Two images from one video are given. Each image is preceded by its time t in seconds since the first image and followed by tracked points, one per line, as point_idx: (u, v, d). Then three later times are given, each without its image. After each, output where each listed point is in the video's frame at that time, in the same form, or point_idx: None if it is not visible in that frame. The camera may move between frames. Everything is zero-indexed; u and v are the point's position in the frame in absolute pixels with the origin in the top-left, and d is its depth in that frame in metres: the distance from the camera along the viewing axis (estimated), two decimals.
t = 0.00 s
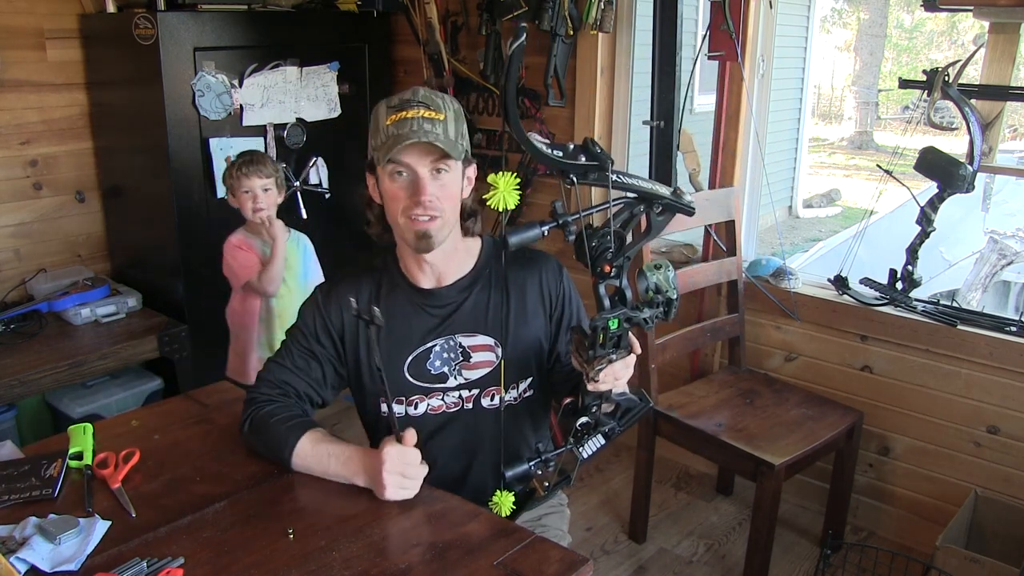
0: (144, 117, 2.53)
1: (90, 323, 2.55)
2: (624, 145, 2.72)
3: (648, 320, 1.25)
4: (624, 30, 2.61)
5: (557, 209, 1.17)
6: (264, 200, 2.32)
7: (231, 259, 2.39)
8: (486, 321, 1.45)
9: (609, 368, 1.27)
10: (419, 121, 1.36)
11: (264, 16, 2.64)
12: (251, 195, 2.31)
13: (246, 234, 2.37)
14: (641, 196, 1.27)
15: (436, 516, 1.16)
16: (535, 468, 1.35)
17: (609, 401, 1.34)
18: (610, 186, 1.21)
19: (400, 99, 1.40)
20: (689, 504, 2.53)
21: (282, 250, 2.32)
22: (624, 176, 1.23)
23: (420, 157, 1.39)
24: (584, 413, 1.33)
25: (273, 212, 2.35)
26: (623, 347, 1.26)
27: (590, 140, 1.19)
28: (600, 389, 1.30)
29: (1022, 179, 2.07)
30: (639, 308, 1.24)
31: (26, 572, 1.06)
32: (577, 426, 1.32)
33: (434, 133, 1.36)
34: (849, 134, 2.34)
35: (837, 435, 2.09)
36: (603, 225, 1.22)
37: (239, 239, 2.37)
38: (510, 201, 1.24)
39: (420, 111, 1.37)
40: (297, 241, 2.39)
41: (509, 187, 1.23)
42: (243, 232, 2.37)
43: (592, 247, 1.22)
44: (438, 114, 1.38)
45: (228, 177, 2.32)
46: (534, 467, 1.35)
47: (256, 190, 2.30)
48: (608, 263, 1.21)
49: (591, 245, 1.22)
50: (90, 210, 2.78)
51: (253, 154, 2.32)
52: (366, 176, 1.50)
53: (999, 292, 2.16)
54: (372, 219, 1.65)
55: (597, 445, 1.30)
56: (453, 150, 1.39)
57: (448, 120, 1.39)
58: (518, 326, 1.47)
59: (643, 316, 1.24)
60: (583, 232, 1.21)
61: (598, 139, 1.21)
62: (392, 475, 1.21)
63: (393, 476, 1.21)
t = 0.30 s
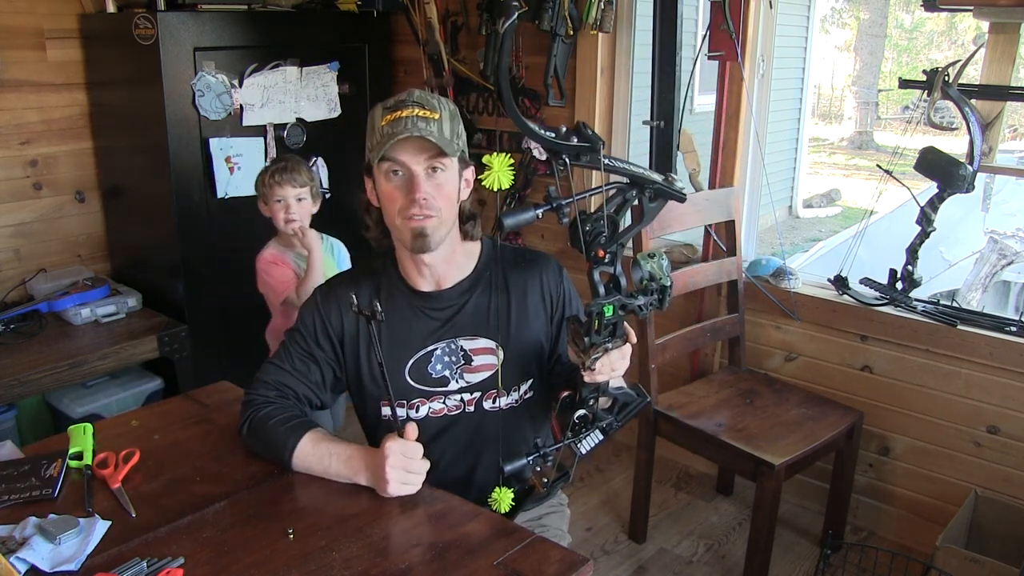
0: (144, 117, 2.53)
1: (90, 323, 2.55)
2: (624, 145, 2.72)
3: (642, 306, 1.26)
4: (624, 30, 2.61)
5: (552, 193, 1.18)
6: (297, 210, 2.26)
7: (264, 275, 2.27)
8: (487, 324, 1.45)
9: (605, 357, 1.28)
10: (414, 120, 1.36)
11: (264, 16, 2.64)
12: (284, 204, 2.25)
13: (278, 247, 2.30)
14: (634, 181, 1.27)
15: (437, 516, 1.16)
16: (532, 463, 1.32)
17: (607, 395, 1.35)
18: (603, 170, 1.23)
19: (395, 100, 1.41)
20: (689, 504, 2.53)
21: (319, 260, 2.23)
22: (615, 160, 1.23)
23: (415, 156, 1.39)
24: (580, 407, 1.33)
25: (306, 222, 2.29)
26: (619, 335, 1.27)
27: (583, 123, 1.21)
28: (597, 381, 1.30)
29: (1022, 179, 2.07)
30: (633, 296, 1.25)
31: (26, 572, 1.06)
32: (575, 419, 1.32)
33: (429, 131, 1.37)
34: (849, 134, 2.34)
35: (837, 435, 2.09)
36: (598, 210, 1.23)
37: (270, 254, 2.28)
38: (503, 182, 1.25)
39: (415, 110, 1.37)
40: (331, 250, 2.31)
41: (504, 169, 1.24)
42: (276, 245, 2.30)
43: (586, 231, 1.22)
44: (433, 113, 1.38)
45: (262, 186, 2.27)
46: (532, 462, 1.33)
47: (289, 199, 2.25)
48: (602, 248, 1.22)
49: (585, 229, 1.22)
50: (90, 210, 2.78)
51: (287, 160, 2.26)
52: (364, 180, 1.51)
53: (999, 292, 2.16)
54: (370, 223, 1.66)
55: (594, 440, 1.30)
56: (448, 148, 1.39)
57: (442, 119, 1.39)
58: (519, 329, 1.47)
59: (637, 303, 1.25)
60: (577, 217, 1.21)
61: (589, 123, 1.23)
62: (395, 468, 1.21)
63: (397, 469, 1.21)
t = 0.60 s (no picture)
0: (144, 117, 2.53)
1: (90, 323, 2.55)
2: (624, 145, 2.72)
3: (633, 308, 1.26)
4: (624, 30, 2.61)
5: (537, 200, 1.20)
6: (327, 212, 2.26)
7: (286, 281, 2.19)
8: (491, 324, 1.46)
9: (596, 361, 1.26)
10: (421, 121, 1.37)
11: (264, 16, 2.64)
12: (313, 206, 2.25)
13: (304, 252, 2.25)
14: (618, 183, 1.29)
15: (437, 516, 1.16)
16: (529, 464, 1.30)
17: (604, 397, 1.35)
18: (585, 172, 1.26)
19: (402, 101, 1.42)
20: (689, 504, 2.53)
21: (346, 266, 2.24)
22: (597, 163, 1.27)
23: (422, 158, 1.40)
24: (575, 409, 1.32)
25: (335, 226, 2.28)
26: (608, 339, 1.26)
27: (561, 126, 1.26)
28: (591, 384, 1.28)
29: (1021, 179, 2.07)
30: (621, 299, 1.25)
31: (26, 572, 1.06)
32: (570, 422, 1.31)
33: (435, 133, 1.37)
34: (849, 134, 2.34)
35: (837, 435, 2.09)
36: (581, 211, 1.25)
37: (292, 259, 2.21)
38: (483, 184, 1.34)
39: (422, 111, 1.38)
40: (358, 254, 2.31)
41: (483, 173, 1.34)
42: (300, 250, 2.26)
43: (570, 233, 1.23)
44: (440, 114, 1.39)
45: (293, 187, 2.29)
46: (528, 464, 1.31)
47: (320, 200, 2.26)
48: (586, 250, 1.24)
49: (569, 231, 1.23)
50: (90, 209, 2.78)
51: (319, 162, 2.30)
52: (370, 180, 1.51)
53: (999, 292, 2.15)
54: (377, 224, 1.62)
55: (591, 442, 1.30)
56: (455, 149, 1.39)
57: (450, 120, 1.39)
58: (523, 329, 1.47)
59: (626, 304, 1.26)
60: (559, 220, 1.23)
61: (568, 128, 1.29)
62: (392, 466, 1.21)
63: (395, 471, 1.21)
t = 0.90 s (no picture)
0: (144, 117, 2.53)
1: (90, 323, 2.55)
2: (624, 145, 2.72)
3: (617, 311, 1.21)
4: (624, 30, 2.61)
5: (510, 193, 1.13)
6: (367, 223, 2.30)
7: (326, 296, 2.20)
8: (493, 322, 1.46)
9: (583, 362, 1.24)
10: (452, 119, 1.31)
11: (264, 16, 2.64)
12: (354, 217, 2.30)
13: (346, 264, 2.27)
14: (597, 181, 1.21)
15: (437, 516, 1.17)
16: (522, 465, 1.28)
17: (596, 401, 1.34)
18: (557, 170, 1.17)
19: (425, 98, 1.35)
20: (689, 504, 2.53)
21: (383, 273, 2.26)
22: (570, 161, 1.18)
23: (460, 148, 1.33)
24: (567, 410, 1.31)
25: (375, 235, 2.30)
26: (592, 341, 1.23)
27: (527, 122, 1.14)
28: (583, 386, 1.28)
29: (1021, 179, 2.07)
30: (604, 299, 1.21)
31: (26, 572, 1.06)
32: (561, 423, 1.30)
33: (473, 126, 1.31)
34: (849, 134, 2.34)
35: (837, 435, 2.09)
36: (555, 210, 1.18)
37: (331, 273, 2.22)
38: (450, 181, 1.29)
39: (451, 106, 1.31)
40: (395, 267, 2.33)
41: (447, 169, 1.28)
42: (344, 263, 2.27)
43: (545, 231, 1.18)
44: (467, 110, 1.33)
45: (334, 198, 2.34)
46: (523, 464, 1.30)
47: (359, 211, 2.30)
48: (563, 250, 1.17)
49: (544, 230, 1.17)
50: (90, 209, 2.78)
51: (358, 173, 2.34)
52: (379, 177, 1.47)
53: (999, 292, 2.15)
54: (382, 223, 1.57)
55: (587, 445, 1.29)
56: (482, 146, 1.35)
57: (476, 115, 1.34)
58: (524, 328, 1.46)
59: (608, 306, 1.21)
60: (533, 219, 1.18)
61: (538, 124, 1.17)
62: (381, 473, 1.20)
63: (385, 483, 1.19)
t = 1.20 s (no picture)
0: (144, 117, 2.53)
1: (90, 323, 2.54)
2: (624, 145, 2.72)
3: (581, 306, 1.13)
4: (624, 30, 2.61)
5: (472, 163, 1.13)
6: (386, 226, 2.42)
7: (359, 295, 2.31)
8: (493, 318, 1.45)
9: (558, 356, 1.17)
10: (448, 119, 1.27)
11: (264, 16, 2.64)
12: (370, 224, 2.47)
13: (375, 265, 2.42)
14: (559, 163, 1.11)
15: (437, 516, 1.17)
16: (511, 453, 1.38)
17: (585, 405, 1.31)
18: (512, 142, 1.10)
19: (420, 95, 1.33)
20: (689, 504, 2.53)
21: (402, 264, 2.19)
22: (530, 136, 1.10)
23: (452, 148, 1.33)
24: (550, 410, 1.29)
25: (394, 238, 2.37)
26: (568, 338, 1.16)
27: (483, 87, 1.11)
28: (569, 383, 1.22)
29: (1021, 179, 2.07)
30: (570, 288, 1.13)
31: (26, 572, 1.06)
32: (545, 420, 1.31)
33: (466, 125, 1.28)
34: (849, 134, 2.34)
35: (838, 435, 2.09)
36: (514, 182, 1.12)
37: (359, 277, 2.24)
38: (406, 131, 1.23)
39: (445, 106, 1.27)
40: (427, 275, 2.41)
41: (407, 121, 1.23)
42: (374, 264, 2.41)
43: (505, 203, 1.13)
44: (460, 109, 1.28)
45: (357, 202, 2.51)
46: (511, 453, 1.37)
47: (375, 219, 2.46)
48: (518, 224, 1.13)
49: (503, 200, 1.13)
50: (89, 210, 2.78)
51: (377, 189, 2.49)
52: (380, 174, 1.49)
53: (999, 292, 2.15)
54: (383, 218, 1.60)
55: (581, 457, 1.33)
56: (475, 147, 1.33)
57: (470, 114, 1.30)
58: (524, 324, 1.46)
59: (573, 300, 1.12)
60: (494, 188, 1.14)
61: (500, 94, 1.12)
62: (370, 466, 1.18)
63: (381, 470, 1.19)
